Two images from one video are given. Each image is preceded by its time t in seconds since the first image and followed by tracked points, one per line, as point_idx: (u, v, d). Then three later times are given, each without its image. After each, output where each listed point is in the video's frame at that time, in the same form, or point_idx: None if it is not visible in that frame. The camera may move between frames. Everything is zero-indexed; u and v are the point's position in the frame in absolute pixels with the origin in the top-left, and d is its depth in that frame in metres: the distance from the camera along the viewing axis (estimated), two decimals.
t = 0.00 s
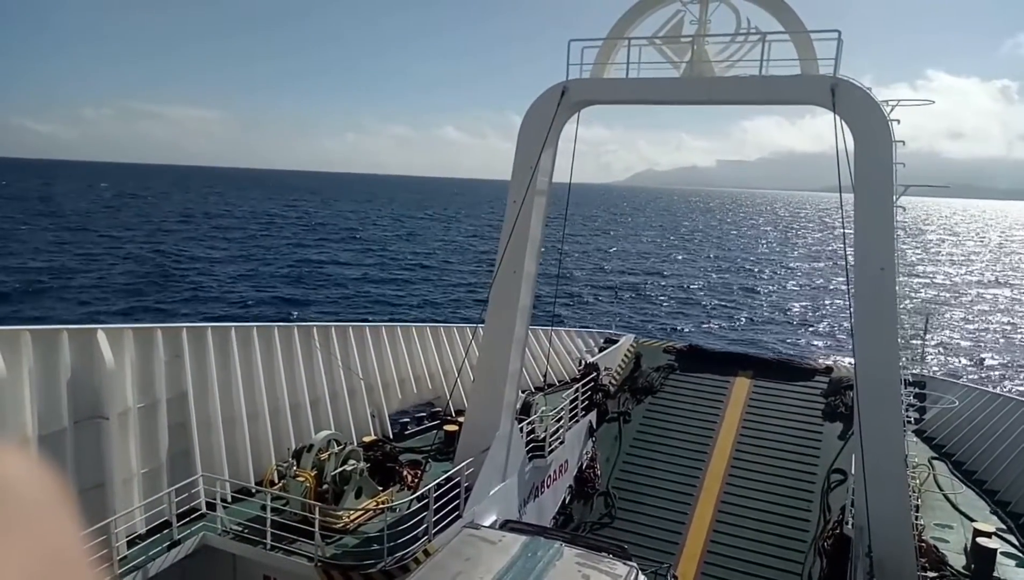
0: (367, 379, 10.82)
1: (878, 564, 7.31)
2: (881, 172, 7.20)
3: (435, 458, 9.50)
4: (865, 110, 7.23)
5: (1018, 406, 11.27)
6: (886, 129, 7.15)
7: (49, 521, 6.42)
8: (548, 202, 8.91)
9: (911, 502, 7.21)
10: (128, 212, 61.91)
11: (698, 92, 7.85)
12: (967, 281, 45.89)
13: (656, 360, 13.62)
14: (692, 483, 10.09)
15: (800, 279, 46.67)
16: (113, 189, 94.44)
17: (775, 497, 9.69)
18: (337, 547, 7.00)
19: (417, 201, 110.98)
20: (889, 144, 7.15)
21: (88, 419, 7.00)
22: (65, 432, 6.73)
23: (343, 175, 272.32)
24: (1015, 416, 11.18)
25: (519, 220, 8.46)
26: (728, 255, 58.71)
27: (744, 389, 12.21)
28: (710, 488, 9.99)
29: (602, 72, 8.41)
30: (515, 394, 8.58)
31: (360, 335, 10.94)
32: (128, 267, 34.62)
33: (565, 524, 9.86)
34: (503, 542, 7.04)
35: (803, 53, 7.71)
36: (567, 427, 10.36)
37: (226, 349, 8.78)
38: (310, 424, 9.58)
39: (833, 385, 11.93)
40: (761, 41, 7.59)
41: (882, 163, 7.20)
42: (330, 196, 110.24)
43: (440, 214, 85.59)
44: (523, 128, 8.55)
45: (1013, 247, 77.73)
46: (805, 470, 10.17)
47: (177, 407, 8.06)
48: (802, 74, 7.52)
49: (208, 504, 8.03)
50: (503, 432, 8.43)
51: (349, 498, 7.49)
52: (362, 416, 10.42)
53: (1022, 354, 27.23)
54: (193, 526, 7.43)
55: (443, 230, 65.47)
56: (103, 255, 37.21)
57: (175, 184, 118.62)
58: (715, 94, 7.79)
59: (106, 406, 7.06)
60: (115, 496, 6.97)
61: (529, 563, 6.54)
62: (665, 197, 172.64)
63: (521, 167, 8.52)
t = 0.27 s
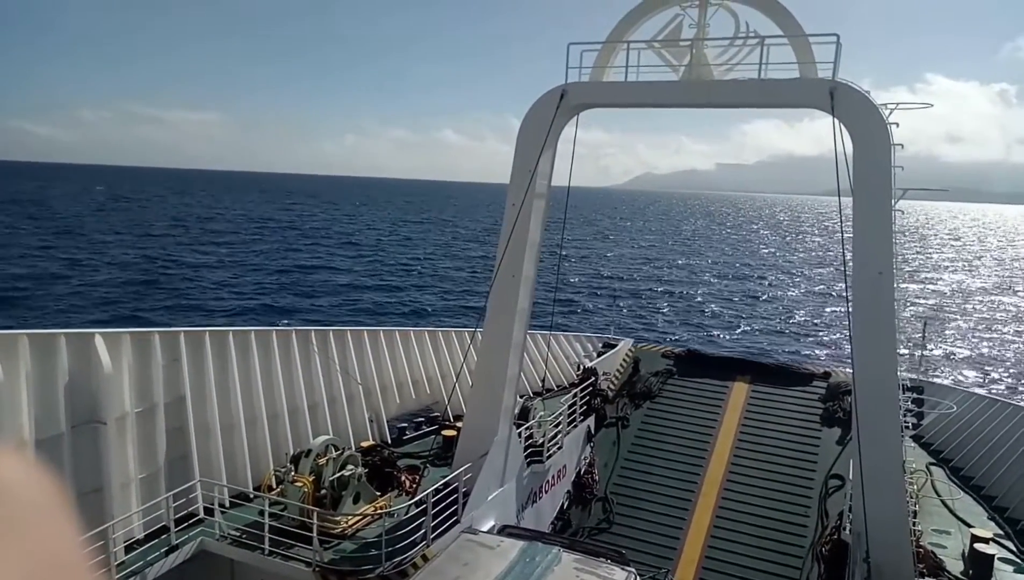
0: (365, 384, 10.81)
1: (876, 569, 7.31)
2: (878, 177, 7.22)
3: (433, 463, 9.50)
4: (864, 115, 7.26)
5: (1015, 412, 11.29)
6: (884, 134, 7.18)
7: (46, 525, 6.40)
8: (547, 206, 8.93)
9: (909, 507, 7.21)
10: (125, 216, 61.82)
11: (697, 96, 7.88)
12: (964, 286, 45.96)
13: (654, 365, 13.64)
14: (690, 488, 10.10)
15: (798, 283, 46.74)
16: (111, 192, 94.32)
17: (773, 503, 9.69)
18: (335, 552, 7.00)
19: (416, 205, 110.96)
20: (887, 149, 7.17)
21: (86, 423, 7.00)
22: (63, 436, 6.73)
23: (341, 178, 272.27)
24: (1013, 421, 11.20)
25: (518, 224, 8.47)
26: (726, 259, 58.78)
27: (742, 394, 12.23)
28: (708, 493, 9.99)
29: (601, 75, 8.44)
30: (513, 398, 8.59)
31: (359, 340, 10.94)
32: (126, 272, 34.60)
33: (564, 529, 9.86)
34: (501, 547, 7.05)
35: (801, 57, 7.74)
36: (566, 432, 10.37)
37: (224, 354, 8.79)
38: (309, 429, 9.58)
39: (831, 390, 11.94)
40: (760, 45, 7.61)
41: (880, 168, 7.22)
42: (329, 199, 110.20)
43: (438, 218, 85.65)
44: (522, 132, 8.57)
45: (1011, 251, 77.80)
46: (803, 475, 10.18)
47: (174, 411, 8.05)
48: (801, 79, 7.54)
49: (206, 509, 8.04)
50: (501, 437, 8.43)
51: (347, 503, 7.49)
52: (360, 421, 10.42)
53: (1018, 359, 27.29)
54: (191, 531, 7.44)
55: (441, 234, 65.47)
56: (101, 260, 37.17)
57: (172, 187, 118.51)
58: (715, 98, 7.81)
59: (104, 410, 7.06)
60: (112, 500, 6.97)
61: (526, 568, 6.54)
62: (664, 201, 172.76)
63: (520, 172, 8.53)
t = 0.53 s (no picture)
0: (369, 380, 10.82)
1: (881, 563, 7.31)
2: (881, 173, 7.20)
3: (437, 458, 9.52)
4: (866, 110, 7.23)
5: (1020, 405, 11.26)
6: (886, 129, 7.16)
7: (51, 523, 6.43)
8: (549, 202, 8.92)
9: (914, 501, 7.21)
10: (125, 214, 61.75)
11: (699, 92, 7.86)
12: (965, 280, 45.94)
13: (657, 360, 13.62)
14: (694, 483, 10.10)
15: (800, 278, 46.71)
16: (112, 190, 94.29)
17: (777, 498, 9.68)
18: (340, 548, 7.01)
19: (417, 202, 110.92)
20: (890, 145, 7.15)
21: (91, 420, 7.02)
22: (68, 433, 6.75)
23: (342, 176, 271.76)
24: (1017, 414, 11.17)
25: (520, 221, 8.47)
26: (727, 254, 58.74)
27: (746, 389, 12.21)
28: (712, 487, 9.99)
29: (602, 71, 8.42)
30: (516, 394, 8.59)
31: (362, 335, 10.94)
32: (127, 269, 34.55)
33: (568, 525, 9.87)
34: (506, 542, 7.05)
35: (803, 53, 7.72)
36: (569, 427, 10.36)
37: (228, 351, 8.80)
38: (312, 425, 9.58)
39: (835, 385, 11.95)
40: (761, 40, 7.57)
41: (883, 164, 7.21)
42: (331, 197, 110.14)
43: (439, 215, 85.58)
44: (523, 128, 8.56)
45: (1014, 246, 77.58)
46: (808, 469, 10.17)
47: (179, 408, 8.07)
48: (803, 74, 7.51)
49: (211, 504, 8.05)
50: (505, 433, 8.44)
51: (352, 498, 7.51)
52: (364, 417, 10.42)
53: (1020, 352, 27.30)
54: (196, 526, 7.45)
55: (443, 231, 65.41)
56: (103, 258, 37.17)
57: (172, 185, 118.23)
58: (716, 93, 7.79)
59: (109, 407, 7.08)
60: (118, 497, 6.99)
61: (531, 563, 6.54)
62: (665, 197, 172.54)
63: (522, 168, 8.53)
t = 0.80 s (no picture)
0: (373, 379, 10.82)
1: (885, 563, 7.29)
2: (886, 171, 7.17)
3: (440, 457, 9.52)
4: (872, 107, 7.20)
5: None
6: (892, 126, 7.11)
7: (56, 523, 6.45)
8: (553, 200, 8.90)
9: (919, 501, 7.18)
10: (126, 211, 61.69)
11: (704, 89, 7.82)
12: (969, 277, 45.82)
13: (661, 359, 13.61)
14: (698, 482, 10.09)
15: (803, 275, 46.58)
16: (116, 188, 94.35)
17: (781, 496, 9.67)
18: (344, 547, 7.03)
19: (421, 199, 110.92)
20: (896, 141, 7.11)
21: (96, 420, 7.04)
22: (73, 432, 6.77)
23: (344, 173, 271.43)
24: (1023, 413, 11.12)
25: (524, 219, 8.46)
26: (729, 252, 58.57)
27: (750, 387, 12.19)
28: (716, 486, 9.97)
29: (607, 68, 8.39)
30: (520, 393, 8.59)
31: (365, 334, 10.94)
32: (128, 266, 34.49)
33: (571, 523, 9.87)
34: (509, 541, 7.05)
35: (809, 49, 7.68)
36: (573, 426, 10.36)
37: (232, 350, 8.82)
38: (316, 424, 9.60)
39: (840, 383, 11.92)
40: (766, 36, 7.53)
41: (888, 161, 7.17)
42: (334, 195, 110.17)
43: (440, 212, 85.54)
44: (528, 125, 8.54)
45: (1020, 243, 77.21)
46: (812, 468, 10.14)
47: (183, 407, 8.09)
48: (808, 71, 7.48)
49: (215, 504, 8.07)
50: (508, 432, 8.43)
51: (356, 497, 7.51)
52: (368, 416, 10.44)
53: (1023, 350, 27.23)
54: (201, 525, 7.47)
55: (446, 228, 65.40)
56: (107, 255, 37.18)
57: (173, 182, 118.03)
58: (721, 90, 7.76)
59: (114, 406, 7.11)
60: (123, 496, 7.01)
61: (535, 562, 6.53)
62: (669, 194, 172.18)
63: (526, 166, 8.51)
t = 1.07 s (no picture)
0: (375, 375, 10.84)
1: (888, 557, 7.29)
2: (888, 164, 7.15)
3: (443, 453, 9.55)
4: (874, 101, 7.18)
5: None
6: (894, 120, 7.09)
7: (60, 522, 6.47)
8: (554, 197, 8.91)
9: (921, 494, 7.18)
10: (127, 210, 61.63)
11: (705, 84, 7.81)
12: (971, 272, 45.75)
13: (663, 355, 13.62)
14: (701, 478, 10.09)
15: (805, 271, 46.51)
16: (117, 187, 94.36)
17: (783, 492, 9.67)
18: (347, 543, 7.06)
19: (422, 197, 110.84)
20: (897, 136, 7.10)
21: (99, 417, 7.07)
22: (77, 429, 6.80)
23: (344, 171, 271.16)
24: None
25: (525, 215, 8.45)
26: (731, 248, 58.46)
27: (752, 382, 12.19)
28: (718, 482, 9.99)
29: (607, 64, 8.38)
30: (522, 389, 8.60)
31: (368, 331, 10.96)
32: (129, 267, 34.46)
33: (574, 519, 9.89)
34: (512, 536, 7.07)
35: (810, 43, 7.66)
36: (575, 421, 10.37)
37: (235, 347, 8.84)
38: (319, 421, 9.62)
39: (842, 379, 11.93)
40: (768, 31, 7.51)
41: (890, 155, 7.15)
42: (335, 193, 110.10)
43: (441, 210, 85.46)
44: (529, 121, 8.53)
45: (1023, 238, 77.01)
46: (814, 463, 10.15)
47: (186, 403, 8.11)
48: (809, 65, 7.46)
49: (218, 500, 8.10)
50: (510, 428, 8.45)
51: (359, 494, 7.55)
52: (371, 412, 10.47)
53: None
54: (204, 522, 7.50)
55: (448, 226, 65.38)
56: (108, 255, 37.20)
57: (172, 181, 117.80)
58: (723, 85, 7.74)
59: (117, 403, 7.13)
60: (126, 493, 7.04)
61: (537, 558, 6.54)
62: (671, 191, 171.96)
63: (528, 162, 8.51)
